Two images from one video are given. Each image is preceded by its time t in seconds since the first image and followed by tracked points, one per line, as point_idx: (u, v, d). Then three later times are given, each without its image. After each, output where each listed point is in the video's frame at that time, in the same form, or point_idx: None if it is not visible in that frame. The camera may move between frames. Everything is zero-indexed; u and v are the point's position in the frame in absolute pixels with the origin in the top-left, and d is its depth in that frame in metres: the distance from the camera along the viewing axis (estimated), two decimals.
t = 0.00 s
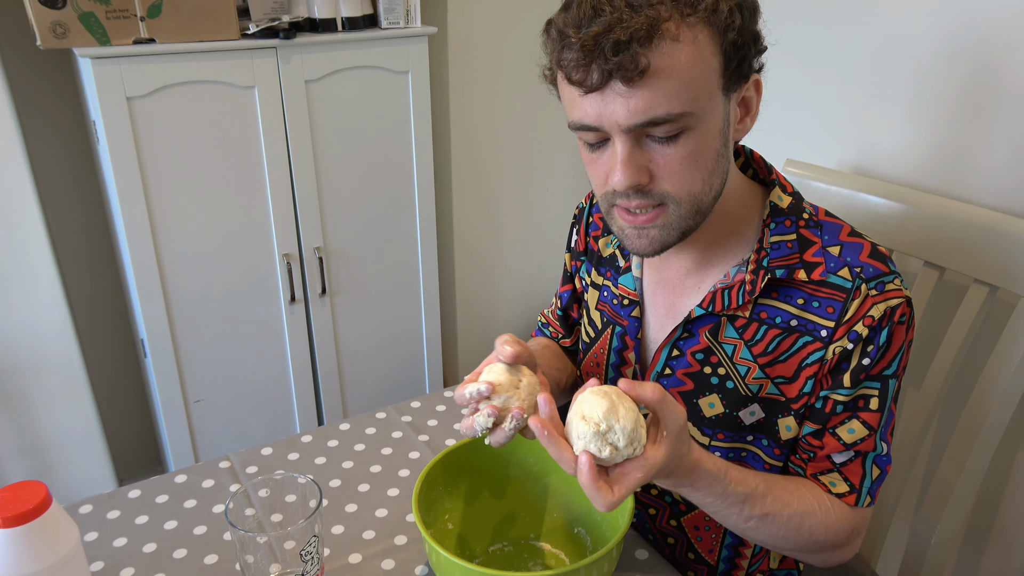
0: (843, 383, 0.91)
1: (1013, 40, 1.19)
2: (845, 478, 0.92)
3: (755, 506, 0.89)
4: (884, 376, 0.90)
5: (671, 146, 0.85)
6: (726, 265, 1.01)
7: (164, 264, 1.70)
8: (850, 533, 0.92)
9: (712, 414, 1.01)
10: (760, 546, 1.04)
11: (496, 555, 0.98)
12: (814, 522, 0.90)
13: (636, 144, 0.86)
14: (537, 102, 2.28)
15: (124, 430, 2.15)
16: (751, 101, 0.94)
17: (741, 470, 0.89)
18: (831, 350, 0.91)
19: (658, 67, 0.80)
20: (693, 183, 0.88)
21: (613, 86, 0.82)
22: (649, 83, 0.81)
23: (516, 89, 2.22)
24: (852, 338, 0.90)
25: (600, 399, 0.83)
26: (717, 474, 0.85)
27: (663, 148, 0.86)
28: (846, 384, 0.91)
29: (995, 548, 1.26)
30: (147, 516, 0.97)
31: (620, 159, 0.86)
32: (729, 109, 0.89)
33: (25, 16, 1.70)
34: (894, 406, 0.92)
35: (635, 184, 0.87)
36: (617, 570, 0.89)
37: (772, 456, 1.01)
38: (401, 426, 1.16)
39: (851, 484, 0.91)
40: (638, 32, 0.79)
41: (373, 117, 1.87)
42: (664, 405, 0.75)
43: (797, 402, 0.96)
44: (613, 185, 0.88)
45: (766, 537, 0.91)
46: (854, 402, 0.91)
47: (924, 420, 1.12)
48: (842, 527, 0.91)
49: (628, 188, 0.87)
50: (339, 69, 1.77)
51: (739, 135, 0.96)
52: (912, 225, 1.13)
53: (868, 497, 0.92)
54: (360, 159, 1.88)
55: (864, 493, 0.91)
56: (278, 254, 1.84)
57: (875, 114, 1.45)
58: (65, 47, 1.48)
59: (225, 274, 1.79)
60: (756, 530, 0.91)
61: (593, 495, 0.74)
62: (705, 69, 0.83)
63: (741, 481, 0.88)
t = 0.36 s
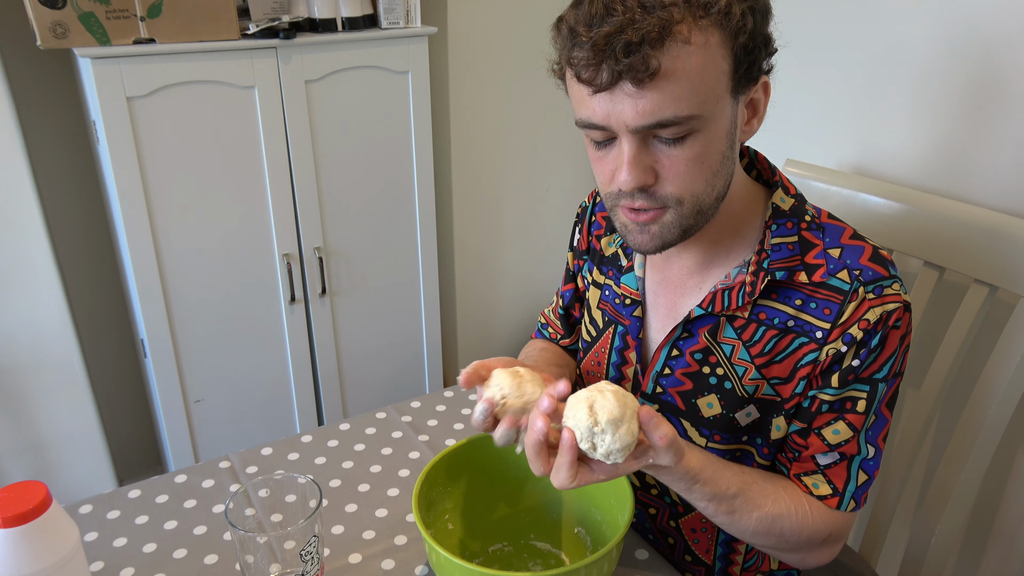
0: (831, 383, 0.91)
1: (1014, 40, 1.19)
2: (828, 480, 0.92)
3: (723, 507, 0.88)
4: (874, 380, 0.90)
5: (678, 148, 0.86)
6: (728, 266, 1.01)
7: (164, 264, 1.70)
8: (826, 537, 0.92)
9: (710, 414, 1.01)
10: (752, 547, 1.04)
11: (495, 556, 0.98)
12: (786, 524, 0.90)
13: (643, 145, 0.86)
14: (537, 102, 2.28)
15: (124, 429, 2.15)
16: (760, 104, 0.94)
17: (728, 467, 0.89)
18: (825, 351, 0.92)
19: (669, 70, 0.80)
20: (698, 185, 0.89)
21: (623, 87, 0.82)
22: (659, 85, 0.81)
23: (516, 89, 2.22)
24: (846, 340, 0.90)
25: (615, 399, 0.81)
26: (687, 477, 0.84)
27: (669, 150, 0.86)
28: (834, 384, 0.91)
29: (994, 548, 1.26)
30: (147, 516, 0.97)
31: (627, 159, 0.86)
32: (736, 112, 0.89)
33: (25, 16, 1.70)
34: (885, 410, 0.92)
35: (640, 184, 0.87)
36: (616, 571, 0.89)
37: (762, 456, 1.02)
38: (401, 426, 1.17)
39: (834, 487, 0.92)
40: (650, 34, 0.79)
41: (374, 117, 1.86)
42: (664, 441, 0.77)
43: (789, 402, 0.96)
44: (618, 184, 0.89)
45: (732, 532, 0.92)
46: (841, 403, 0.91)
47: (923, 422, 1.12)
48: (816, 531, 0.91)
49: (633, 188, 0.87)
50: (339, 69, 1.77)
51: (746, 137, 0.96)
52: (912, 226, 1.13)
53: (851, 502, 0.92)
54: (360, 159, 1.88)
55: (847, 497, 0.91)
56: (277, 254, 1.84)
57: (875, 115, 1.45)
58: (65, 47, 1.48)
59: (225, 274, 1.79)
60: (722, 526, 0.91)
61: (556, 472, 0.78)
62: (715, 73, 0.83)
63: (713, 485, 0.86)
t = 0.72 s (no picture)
0: (838, 384, 0.91)
1: (1013, 40, 1.19)
2: (836, 478, 0.92)
3: (737, 494, 0.90)
4: (881, 380, 0.90)
5: (634, 163, 0.87)
6: (730, 267, 1.02)
7: (164, 264, 1.70)
8: (836, 534, 0.92)
9: (713, 414, 1.00)
10: (756, 546, 1.04)
11: (496, 556, 0.98)
12: (797, 517, 0.91)
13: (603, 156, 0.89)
14: (537, 102, 2.28)
15: (124, 430, 2.15)
16: (745, 125, 0.91)
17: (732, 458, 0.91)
18: (830, 352, 0.92)
19: (621, 91, 0.82)
20: (656, 201, 0.90)
21: (581, 99, 0.85)
22: (611, 104, 0.83)
23: (516, 89, 2.22)
24: (851, 341, 0.90)
25: (552, 395, 0.81)
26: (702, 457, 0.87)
27: (627, 162, 0.88)
28: (842, 386, 0.91)
29: (995, 548, 1.26)
30: (147, 516, 0.97)
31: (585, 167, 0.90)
32: (707, 135, 0.88)
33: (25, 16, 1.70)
34: (890, 410, 0.92)
35: (597, 186, 0.91)
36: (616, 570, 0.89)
37: (768, 455, 1.02)
38: (401, 426, 1.17)
39: (842, 485, 0.92)
40: (606, 54, 0.81)
41: (374, 117, 1.86)
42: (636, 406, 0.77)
43: (795, 403, 0.95)
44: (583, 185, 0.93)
45: (745, 526, 0.93)
46: (848, 404, 0.91)
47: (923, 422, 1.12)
48: (826, 527, 0.91)
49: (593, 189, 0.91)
50: (339, 69, 1.77)
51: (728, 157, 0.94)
52: (912, 226, 1.13)
53: (857, 499, 0.92)
54: (360, 159, 1.88)
55: (853, 494, 0.92)
56: (278, 254, 1.84)
57: (875, 115, 1.45)
58: (65, 47, 1.48)
59: (225, 274, 1.79)
60: (736, 518, 0.92)
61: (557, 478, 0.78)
62: (675, 95, 0.83)
63: (727, 469, 0.89)
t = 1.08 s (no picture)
0: (840, 385, 0.91)
1: (1012, 40, 1.19)
2: (846, 477, 0.91)
3: (764, 505, 0.85)
4: (881, 378, 0.91)
5: (702, 111, 0.87)
6: (726, 270, 1.02)
7: (164, 264, 1.70)
8: (852, 533, 0.91)
9: (714, 418, 1.00)
10: (763, 551, 1.03)
11: (495, 556, 0.97)
12: (821, 522, 0.88)
13: (669, 108, 0.88)
14: (537, 102, 2.28)
15: (124, 430, 2.15)
16: (758, 103, 0.98)
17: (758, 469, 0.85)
18: (831, 353, 0.91)
19: (695, 30, 0.84)
20: (722, 153, 0.89)
21: (652, 45, 0.85)
22: (685, 45, 0.84)
23: (515, 89, 2.22)
24: (851, 341, 0.90)
25: (613, 425, 0.77)
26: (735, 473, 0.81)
27: (694, 111, 0.87)
28: (844, 387, 0.91)
29: (996, 548, 1.26)
30: (147, 516, 0.97)
31: (651, 122, 0.87)
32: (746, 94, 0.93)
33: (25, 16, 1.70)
34: (891, 408, 0.93)
35: (662, 147, 0.87)
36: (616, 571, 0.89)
37: (772, 460, 0.99)
38: (401, 426, 1.16)
39: (852, 483, 0.91)
40: None
41: (374, 117, 1.86)
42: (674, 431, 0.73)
43: (796, 406, 0.95)
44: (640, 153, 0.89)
45: (769, 534, 0.89)
46: (852, 405, 0.91)
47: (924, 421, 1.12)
48: (846, 527, 0.90)
49: (656, 153, 0.87)
50: (339, 69, 1.77)
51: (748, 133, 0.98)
52: (912, 226, 1.13)
53: (868, 496, 0.92)
54: (360, 159, 1.88)
55: (864, 492, 0.91)
56: (277, 254, 1.84)
57: (875, 114, 1.45)
58: (65, 47, 1.48)
59: (225, 274, 1.79)
60: (760, 527, 0.88)
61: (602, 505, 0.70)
62: (732, 43, 0.87)
63: (756, 482, 0.84)
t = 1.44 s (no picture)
0: (849, 377, 0.89)
1: (1013, 40, 1.19)
2: (875, 465, 0.89)
3: (835, 488, 0.81)
4: (892, 368, 0.89)
5: (704, 126, 0.87)
6: (719, 271, 1.01)
7: (164, 263, 1.70)
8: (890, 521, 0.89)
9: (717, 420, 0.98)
10: (762, 549, 1.04)
11: (495, 556, 0.96)
12: (874, 507, 0.85)
13: (671, 121, 0.87)
14: (537, 102, 2.28)
15: (124, 430, 2.15)
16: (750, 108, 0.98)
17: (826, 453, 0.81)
18: (831, 345, 0.91)
19: (699, 43, 0.84)
20: (720, 168, 0.90)
21: (657, 56, 0.84)
22: (690, 57, 0.84)
23: (515, 88, 2.22)
24: (851, 331, 0.90)
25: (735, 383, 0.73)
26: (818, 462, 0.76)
27: (696, 126, 0.87)
28: (853, 378, 0.89)
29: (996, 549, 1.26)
30: (147, 516, 0.97)
31: (655, 135, 0.86)
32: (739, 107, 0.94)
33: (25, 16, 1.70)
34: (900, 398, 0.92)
35: (669, 162, 0.86)
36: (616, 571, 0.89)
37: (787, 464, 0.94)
38: (401, 426, 1.16)
39: (883, 468, 0.88)
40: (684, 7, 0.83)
41: (374, 117, 1.86)
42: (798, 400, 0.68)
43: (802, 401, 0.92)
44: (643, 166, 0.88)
45: (828, 524, 0.84)
46: (867, 395, 0.89)
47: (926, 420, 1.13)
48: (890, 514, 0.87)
49: (659, 169, 0.87)
50: (339, 70, 1.76)
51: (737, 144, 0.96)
52: (912, 226, 1.13)
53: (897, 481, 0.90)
54: (360, 159, 1.88)
55: (895, 476, 0.89)
56: (277, 254, 1.84)
57: (875, 114, 1.45)
58: (65, 47, 1.48)
59: (225, 274, 1.79)
60: (824, 517, 0.83)
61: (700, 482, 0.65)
62: (731, 55, 0.87)
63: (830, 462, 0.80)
